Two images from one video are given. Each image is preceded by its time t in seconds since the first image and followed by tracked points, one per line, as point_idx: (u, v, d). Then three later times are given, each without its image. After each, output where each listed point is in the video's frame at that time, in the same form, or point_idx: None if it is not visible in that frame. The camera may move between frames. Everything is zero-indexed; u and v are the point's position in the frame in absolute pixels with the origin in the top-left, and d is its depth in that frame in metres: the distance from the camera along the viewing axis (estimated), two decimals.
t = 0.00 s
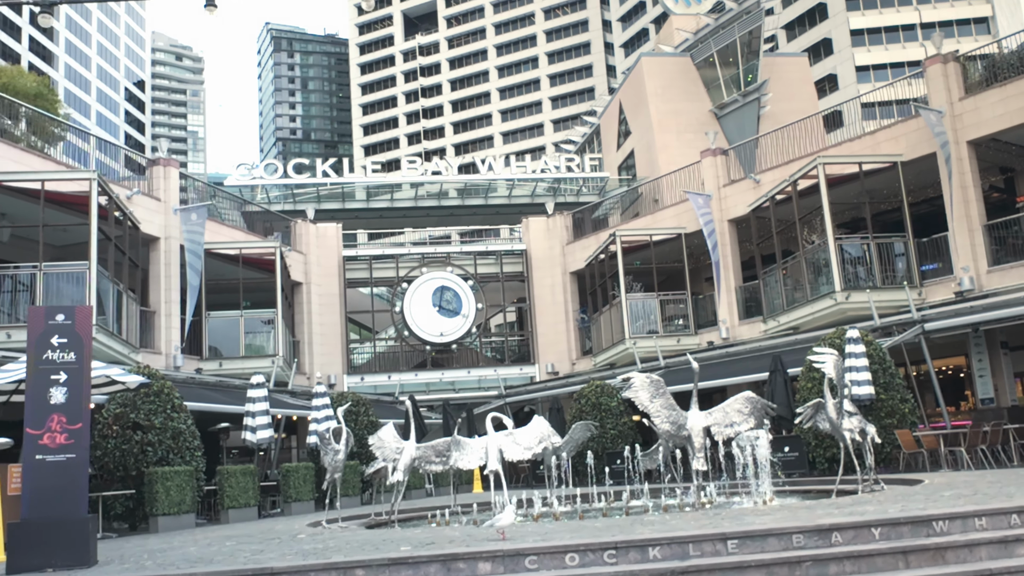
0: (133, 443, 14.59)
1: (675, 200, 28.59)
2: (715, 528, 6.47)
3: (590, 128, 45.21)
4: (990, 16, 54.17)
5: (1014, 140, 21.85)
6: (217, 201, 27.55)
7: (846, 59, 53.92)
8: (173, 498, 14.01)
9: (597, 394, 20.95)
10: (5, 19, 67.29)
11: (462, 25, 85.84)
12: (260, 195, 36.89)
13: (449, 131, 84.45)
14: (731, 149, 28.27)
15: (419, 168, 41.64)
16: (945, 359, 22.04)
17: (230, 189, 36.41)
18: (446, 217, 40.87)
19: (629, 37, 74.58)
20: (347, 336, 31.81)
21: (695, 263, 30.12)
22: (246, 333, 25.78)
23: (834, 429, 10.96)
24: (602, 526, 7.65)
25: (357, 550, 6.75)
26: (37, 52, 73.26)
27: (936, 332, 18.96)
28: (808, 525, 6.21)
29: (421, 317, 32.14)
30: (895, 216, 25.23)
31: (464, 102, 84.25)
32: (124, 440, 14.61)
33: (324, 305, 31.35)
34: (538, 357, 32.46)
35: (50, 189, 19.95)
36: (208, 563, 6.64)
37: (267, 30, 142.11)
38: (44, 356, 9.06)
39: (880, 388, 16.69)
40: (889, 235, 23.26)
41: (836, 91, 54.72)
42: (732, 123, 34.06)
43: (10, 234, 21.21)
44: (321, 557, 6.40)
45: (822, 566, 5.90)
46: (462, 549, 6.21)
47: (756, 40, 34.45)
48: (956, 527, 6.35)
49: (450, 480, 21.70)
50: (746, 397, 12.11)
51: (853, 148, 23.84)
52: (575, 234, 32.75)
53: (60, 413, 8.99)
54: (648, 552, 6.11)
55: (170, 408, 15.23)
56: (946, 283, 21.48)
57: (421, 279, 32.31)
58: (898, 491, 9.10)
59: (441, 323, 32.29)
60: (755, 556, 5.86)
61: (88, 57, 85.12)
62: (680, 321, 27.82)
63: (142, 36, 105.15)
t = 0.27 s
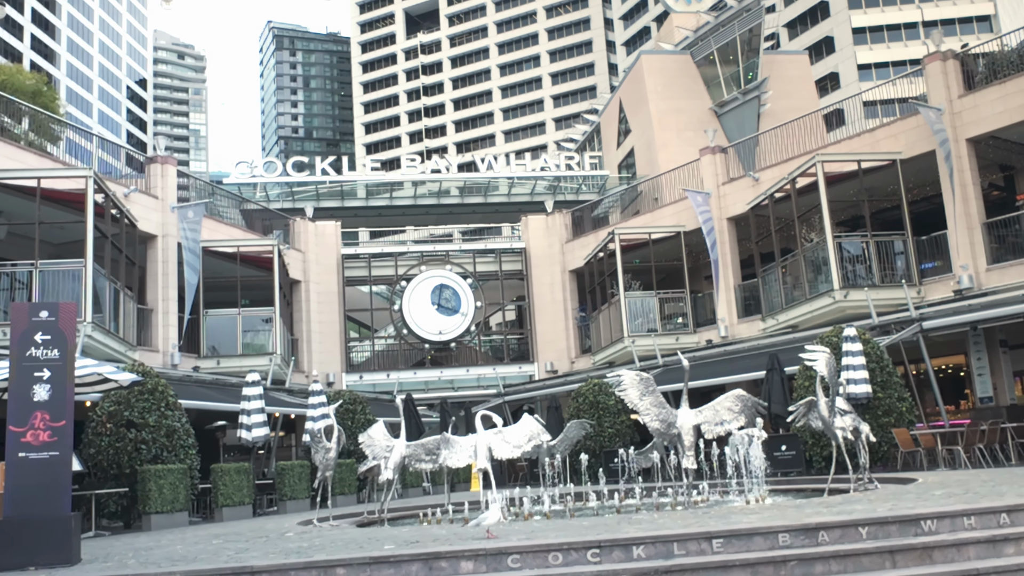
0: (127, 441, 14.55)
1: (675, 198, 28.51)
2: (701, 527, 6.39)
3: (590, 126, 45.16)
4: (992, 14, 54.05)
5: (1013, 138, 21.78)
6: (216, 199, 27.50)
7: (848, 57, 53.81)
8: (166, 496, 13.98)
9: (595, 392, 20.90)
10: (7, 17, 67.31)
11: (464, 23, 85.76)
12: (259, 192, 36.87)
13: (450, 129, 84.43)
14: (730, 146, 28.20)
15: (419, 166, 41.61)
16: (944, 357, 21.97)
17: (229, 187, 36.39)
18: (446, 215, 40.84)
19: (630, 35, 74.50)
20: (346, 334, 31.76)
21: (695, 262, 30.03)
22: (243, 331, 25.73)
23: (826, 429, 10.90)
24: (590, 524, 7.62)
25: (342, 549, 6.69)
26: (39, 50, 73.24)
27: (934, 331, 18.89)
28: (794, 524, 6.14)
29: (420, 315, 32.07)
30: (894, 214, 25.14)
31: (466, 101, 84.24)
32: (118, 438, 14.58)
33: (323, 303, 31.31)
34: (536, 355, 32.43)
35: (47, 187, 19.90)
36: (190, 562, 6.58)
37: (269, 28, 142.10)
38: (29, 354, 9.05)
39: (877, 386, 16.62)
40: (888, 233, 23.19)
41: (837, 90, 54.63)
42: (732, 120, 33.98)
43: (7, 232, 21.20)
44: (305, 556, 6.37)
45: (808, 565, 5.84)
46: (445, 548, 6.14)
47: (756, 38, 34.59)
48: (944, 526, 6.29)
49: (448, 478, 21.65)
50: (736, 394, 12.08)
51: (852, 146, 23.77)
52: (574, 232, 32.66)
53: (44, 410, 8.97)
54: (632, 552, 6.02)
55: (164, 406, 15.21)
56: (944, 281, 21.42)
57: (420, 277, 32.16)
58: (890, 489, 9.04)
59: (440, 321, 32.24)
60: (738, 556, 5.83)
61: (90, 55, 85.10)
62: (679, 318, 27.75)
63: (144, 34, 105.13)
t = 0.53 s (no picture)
0: (119, 440, 14.53)
1: (673, 195, 28.42)
2: (680, 528, 6.30)
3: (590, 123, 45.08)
4: (995, 11, 53.77)
5: (1012, 135, 21.70)
6: (213, 196, 27.46)
7: (850, 54, 53.62)
8: (157, 495, 13.94)
9: (591, 390, 20.89)
10: (9, 16, 67.30)
11: (466, 21, 85.66)
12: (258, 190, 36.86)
13: (452, 127, 84.36)
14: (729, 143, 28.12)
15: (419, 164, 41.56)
16: (942, 355, 21.91)
17: (229, 185, 36.37)
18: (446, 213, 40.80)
19: (633, 32, 74.32)
20: (344, 332, 31.73)
21: (693, 259, 29.95)
22: (240, 330, 25.65)
23: (814, 428, 10.84)
24: (574, 523, 7.56)
25: (319, 549, 6.62)
26: (41, 48, 73.25)
27: (930, 328, 18.82)
28: (774, 524, 6.05)
29: (419, 313, 31.99)
30: (893, 211, 25.05)
31: (468, 98, 84.17)
32: (110, 436, 14.53)
33: (322, 301, 31.27)
34: (534, 353, 32.40)
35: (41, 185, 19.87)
36: (165, 562, 6.52)
37: (272, 26, 142.07)
38: (6, 353, 8.99)
39: (873, 385, 16.54)
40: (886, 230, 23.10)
41: (840, 87, 54.44)
42: (732, 117, 33.88)
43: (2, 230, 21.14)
44: (280, 556, 6.30)
45: (787, 566, 5.75)
46: (420, 549, 6.06)
47: (756, 36, 34.51)
48: (926, 526, 6.21)
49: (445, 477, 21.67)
50: (722, 393, 12.05)
51: (851, 143, 23.69)
52: (572, 230, 32.53)
53: (22, 410, 8.94)
54: (609, 552, 5.93)
55: (157, 404, 15.21)
56: (942, 279, 21.36)
57: (419, 276, 32.01)
58: (878, 488, 8.97)
59: (438, 319, 32.15)
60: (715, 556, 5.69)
61: (92, 53, 85.10)
62: (677, 316, 27.69)
63: (146, 32, 105.13)
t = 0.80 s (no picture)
0: (112, 437, 14.55)
1: (672, 192, 28.32)
2: (661, 527, 6.25)
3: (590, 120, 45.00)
4: (997, 6, 53.57)
5: (1010, 131, 21.59)
6: (211, 193, 27.42)
7: (852, 51, 53.47)
8: (149, 492, 13.93)
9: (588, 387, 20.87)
10: (10, 13, 67.26)
11: (468, 17, 85.52)
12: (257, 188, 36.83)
13: (454, 124, 84.31)
14: (728, 140, 28.04)
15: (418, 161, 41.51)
16: (941, 352, 21.83)
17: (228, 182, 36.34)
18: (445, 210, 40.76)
19: (634, 28, 74.17)
20: (343, 330, 31.69)
21: (692, 256, 29.87)
22: (238, 327, 25.67)
23: (803, 426, 10.82)
24: (558, 522, 7.53)
25: (298, 548, 6.57)
26: (43, 46, 73.20)
27: (927, 325, 18.75)
28: (754, 524, 6.00)
29: (419, 310, 32.32)
30: (891, 208, 24.96)
31: (470, 95, 84.07)
32: (103, 434, 14.55)
33: (320, 297, 31.21)
34: (533, 350, 32.38)
35: (37, 182, 19.87)
36: (143, 562, 6.48)
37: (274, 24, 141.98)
38: None
39: (868, 382, 16.49)
40: (884, 227, 23.02)
41: (841, 83, 54.27)
42: (731, 114, 33.78)
43: None
44: (257, 556, 6.27)
45: (765, 566, 5.71)
46: (398, 548, 6.01)
47: (756, 32, 34.27)
48: (907, 526, 6.16)
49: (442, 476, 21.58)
50: (709, 391, 12.01)
51: (849, 139, 23.61)
52: (571, 226, 32.30)
53: (3, 408, 8.92)
54: (587, 552, 5.88)
55: (150, 402, 15.21)
56: (940, 275, 21.28)
57: (417, 273, 32.41)
58: (866, 487, 8.93)
59: (437, 316, 32.45)
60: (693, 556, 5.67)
61: (93, 51, 85.04)
62: (676, 313, 27.63)
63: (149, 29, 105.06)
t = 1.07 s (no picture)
0: (107, 434, 14.52)
1: (671, 188, 28.26)
2: (646, 524, 6.18)
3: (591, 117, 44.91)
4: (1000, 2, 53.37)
5: (1009, 127, 21.49)
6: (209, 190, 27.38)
7: (854, 47, 53.29)
8: (143, 489, 13.89)
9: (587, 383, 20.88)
10: (12, 10, 67.25)
11: (470, 14, 85.35)
12: (257, 184, 36.76)
13: (456, 121, 84.25)
14: (727, 136, 27.96)
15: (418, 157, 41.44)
16: (940, 349, 21.75)
17: (227, 179, 36.28)
18: (445, 206, 40.69)
19: (637, 25, 74.00)
20: (342, 328, 31.66)
21: (691, 253, 29.81)
22: (236, 323, 25.62)
23: (794, 423, 10.77)
24: (546, 519, 7.48)
25: (280, 546, 6.51)
26: (45, 43, 73.13)
27: (925, 322, 18.66)
28: (739, 521, 5.93)
29: (418, 307, 32.25)
30: (891, 204, 24.87)
31: (471, 92, 83.98)
32: (97, 431, 14.52)
33: (319, 295, 31.18)
34: (533, 347, 32.32)
35: (33, 179, 19.85)
36: (124, 560, 6.42)
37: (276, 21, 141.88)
38: None
39: (866, 378, 16.42)
40: (883, 223, 22.94)
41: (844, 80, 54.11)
42: (731, 110, 33.68)
43: None
44: (239, 553, 6.21)
45: (749, 564, 5.64)
46: (379, 545, 5.95)
47: (756, 27, 33.87)
48: (894, 523, 6.09)
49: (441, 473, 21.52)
50: (699, 387, 12.08)
51: (848, 135, 23.51)
52: (570, 223, 32.27)
53: None
54: (570, 549, 5.81)
55: (145, 398, 15.13)
56: (939, 272, 21.20)
57: (417, 270, 32.40)
58: (858, 484, 8.86)
59: (436, 313, 32.32)
60: (676, 554, 5.61)
61: (95, 48, 84.98)
62: (675, 310, 27.59)
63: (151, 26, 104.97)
